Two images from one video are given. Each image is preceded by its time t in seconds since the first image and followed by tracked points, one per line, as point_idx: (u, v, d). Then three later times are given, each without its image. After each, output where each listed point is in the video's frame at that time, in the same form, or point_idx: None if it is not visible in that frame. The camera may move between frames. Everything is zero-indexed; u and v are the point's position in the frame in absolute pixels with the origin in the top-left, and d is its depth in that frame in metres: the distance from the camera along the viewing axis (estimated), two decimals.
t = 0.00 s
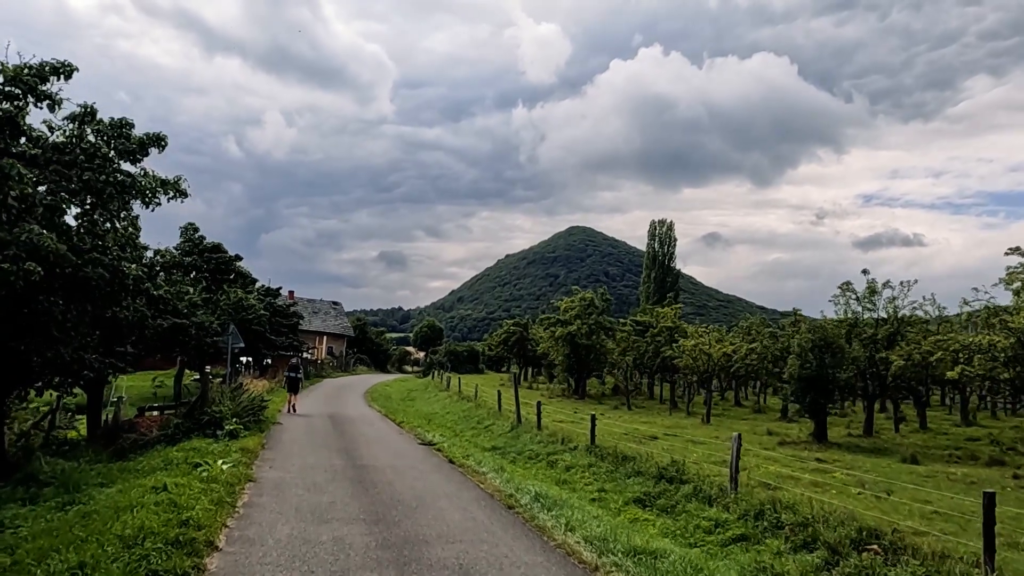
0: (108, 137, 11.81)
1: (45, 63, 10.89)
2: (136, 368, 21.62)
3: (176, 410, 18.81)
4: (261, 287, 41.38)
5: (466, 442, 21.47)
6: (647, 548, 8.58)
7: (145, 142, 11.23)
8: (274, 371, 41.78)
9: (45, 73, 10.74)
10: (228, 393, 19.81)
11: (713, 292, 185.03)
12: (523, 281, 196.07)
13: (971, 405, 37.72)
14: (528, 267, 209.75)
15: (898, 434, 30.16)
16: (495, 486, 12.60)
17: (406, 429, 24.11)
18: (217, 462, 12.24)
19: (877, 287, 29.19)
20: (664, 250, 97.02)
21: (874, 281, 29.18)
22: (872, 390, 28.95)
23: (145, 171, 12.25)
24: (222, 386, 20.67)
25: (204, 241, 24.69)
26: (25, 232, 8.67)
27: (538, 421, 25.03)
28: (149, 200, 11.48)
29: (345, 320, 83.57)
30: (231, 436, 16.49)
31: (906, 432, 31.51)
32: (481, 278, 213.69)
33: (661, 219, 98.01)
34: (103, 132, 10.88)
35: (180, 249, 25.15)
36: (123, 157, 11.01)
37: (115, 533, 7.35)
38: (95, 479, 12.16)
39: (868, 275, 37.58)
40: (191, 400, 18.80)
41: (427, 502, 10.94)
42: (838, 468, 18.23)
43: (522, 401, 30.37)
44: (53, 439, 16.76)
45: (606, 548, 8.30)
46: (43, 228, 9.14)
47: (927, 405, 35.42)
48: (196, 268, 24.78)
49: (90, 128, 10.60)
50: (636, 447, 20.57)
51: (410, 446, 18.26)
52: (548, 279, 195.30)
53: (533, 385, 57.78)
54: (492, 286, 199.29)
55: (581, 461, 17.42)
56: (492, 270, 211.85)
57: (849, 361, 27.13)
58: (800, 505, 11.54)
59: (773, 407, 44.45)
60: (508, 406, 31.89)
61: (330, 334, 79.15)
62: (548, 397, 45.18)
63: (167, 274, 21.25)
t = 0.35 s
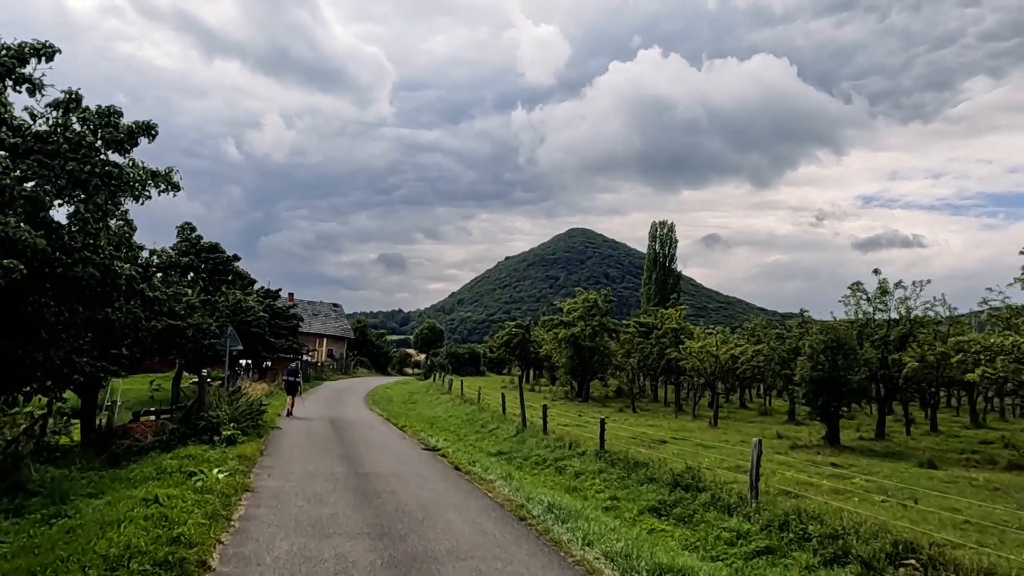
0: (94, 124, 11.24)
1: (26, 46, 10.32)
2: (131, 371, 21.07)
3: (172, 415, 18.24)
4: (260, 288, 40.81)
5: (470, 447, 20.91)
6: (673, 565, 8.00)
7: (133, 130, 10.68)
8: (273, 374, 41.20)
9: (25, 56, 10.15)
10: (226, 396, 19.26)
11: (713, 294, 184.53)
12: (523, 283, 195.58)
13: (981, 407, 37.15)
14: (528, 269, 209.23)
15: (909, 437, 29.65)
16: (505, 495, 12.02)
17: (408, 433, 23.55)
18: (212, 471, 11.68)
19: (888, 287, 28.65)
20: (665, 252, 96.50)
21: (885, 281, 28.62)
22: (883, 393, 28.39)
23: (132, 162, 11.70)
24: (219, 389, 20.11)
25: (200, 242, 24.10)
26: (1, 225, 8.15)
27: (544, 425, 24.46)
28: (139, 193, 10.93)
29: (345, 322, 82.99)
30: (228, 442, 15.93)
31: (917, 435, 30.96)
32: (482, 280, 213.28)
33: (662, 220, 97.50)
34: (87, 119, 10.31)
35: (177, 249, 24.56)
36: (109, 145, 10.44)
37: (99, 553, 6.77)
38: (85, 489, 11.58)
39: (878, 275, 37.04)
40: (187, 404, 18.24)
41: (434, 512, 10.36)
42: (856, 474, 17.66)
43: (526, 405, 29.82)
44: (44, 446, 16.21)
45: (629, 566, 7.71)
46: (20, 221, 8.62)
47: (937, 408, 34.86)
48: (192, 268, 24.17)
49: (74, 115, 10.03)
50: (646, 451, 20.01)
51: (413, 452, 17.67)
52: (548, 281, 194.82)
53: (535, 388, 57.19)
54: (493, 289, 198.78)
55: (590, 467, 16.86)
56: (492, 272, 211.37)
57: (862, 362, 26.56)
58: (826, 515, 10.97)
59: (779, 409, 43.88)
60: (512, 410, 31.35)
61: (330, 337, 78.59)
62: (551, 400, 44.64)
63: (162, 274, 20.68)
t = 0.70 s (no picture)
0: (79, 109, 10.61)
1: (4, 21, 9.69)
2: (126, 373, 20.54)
3: (168, 417, 17.70)
4: (260, 289, 40.30)
5: (475, 450, 20.36)
6: None
7: (120, 114, 10.07)
8: (273, 376, 40.67)
9: (2, 30, 9.50)
10: (224, 398, 18.73)
11: (715, 296, 183.91)
12: (525, 285, 195.05)
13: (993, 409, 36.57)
14: (529, 271, 208.71)
15: (922, 439, 29.11)
16: (515, 501, 11.46)
17: (411, 436, 22.98)
18: (207, 476, 11.13)
19: (900, 287, 28.07)
20: (667, 253, 95.91)
21: (897, 280, 28.05)
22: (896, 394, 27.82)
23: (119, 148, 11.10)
24: (217, 391, 19.58)
25: (198, 241, 23.56)
26: None
27: (550, 427, 23.94)
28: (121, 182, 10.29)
29: (347, 324, 82.45)
30: (226, 445, 15.40)
31: (930, 437, 30.37)
32: (483, 282, 212.82)
33: (664, 222, 96.93)
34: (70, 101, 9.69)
35: (173, 248, 24.02)
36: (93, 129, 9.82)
37: (78, 568, 6.22)
38: (74, 496, 11.04)
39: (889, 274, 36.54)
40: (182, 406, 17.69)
41: (440, 520, 9.80)
42: (875, 477, 17.09)
43: (531, 406, 29.28)
44: (35, 451, 15.69)
45: None
46: None
47: (949, 410, 34.26)
48: (190, 268, 23.62)
49: (55, 97, 9.39)
50: (656, 455, 19.44)
51: (416, 456, 17.12)
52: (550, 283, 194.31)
53: (538, 390, 56.62)
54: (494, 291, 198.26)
55: (600, 471, 16.30)
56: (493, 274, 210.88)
57: (875, 363, 26.05)
58: (853, 521, 10.40)
59: (786, 412, 43.30)
60: (516, 412, 30.82)
61: (331, 339, 78.05)
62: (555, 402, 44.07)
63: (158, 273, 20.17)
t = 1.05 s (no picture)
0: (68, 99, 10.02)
1: None
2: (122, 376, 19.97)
3: (163, 423, 17.11)
4: (259, 291, 39.72)
5: (480, 456, 19.82)
6: None
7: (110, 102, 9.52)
8: (272, 378, 40.08)
9: None
10: (222, 402, 18.18)
11: (716, 297, 183.42)
12: (525, 286, 194.47)
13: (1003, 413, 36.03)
14: (529, 272, 208.14)
15: (934, 444, 28.61)
16: (528, 515, 10.88)
17: (415, 441, 22.45)
18: (203, 488, 10.56)
19: (912, 289, 27.53)
20: (667, 253, 95.32)
21: (909, 282, 27.48)
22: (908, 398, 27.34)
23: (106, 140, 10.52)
24: (215, 395, 19.03)
25: (195, 240, 22.93)
26: None
27: (556, 431, 23.38)
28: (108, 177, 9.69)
29: (347, 325, 81.86)
30: (224, 452, 14.85)
31: (942, 442, 29.83)
32: (483, 283, 212.21)
33: (665, 222, 96.39)
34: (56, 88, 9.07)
35: (171, 247, 23.42)
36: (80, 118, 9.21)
37: None
38: (62, 508, 10.46)
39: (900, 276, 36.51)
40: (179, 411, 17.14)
41: (451, 537, 9.23)
42: (896, 486, 16.52)
43: (536, 410, 28.72)
44: (25, 459, 15.10)
45: None
46: None
47: (960, 413, 33.71)
48: (187, 268, 23.01)
49: (39, 84, 8.76)
50: (668, 461, 18.90)
51: (421, 463, 16.54)
52: (550, 284, 193.68)
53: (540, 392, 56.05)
54: (494, 292, 197.71)
55: (611, 479, 15.76)
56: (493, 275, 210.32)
57: (889, 367, 25.85)
58: (887, 537, 9.84)
59: (792, 415, 42.78)
60: (520, 415, 30.28)
61: (331, 340, 77.45)
62: (557, 405, 43.49)
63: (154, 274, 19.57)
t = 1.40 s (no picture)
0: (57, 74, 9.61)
1: None
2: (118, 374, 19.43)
3: (160, 422, 16.54)
4: (259, 288, 39.16)
5: (487, 457, 19.28)
6: None
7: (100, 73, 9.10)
8: (272, 377, 39.52)
9: None
10: (221, 400, 17.67)
11: (715, 296, 182.96)
12: (524, 285, 193.95)
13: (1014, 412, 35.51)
14: (528, 271, 207.67)
15: (946, 443, 28.13)
16: (544, 518, 10.33)
17: (419, 440, 21.90)
18: (201, 491, 10.00)
19: (926, 285, 27.03)
20: (668, 253, 94.85)
21: (922, 278, 26.96)
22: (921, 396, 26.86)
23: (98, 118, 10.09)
24: (215, 393, 18.51)
25: (194, 235, 22.32)
26: None
27: (564, 431, 22.82)
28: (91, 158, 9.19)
29: (347, 324, 81.26)
30: (224, 452, 14.35)
31: (955, 441, 29.31)
32: (482, 282, 211.65)
33: (666, 221, 95.90)
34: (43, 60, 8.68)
35: (168, 241, 22.77)
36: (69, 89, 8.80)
37: None
38: (53, 511, 9.89)
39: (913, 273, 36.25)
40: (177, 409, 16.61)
41: (466, 543, 8.66)
42: (920, 486, 15.98)
43: (541, 409, 28.16)
44: (17, 460, 14.54)
45: None
46: None
47: (971, 412, 33.19)
48: (185, 262, 22.35)
49: (23, 53, 8.37)
50: (681, 461, 18.37)
51: (428, 464, 15.98)
52: (549, 283, 193.17)
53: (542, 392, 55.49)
54: (493, 291, 197.22)
55: (625, 480, 15.22)
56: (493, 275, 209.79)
57: (905, 364, 25.43)
58: (927, 542, 9.29)
59: (798, 414, 42.27)
60: (525, 414, 29.72)
61: (331, 339, 76.91)
62: (561, 404, 42.93)
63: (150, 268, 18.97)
